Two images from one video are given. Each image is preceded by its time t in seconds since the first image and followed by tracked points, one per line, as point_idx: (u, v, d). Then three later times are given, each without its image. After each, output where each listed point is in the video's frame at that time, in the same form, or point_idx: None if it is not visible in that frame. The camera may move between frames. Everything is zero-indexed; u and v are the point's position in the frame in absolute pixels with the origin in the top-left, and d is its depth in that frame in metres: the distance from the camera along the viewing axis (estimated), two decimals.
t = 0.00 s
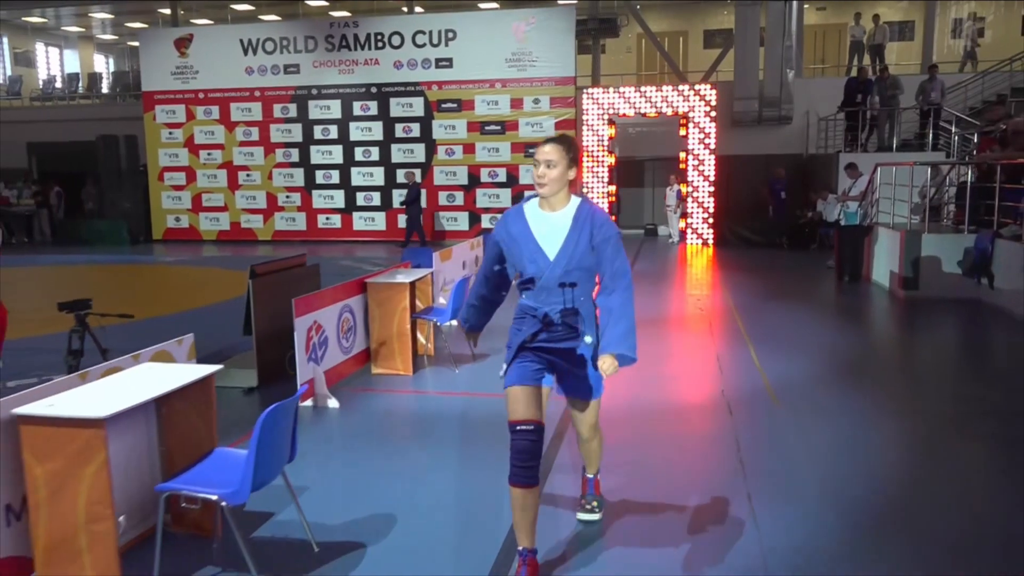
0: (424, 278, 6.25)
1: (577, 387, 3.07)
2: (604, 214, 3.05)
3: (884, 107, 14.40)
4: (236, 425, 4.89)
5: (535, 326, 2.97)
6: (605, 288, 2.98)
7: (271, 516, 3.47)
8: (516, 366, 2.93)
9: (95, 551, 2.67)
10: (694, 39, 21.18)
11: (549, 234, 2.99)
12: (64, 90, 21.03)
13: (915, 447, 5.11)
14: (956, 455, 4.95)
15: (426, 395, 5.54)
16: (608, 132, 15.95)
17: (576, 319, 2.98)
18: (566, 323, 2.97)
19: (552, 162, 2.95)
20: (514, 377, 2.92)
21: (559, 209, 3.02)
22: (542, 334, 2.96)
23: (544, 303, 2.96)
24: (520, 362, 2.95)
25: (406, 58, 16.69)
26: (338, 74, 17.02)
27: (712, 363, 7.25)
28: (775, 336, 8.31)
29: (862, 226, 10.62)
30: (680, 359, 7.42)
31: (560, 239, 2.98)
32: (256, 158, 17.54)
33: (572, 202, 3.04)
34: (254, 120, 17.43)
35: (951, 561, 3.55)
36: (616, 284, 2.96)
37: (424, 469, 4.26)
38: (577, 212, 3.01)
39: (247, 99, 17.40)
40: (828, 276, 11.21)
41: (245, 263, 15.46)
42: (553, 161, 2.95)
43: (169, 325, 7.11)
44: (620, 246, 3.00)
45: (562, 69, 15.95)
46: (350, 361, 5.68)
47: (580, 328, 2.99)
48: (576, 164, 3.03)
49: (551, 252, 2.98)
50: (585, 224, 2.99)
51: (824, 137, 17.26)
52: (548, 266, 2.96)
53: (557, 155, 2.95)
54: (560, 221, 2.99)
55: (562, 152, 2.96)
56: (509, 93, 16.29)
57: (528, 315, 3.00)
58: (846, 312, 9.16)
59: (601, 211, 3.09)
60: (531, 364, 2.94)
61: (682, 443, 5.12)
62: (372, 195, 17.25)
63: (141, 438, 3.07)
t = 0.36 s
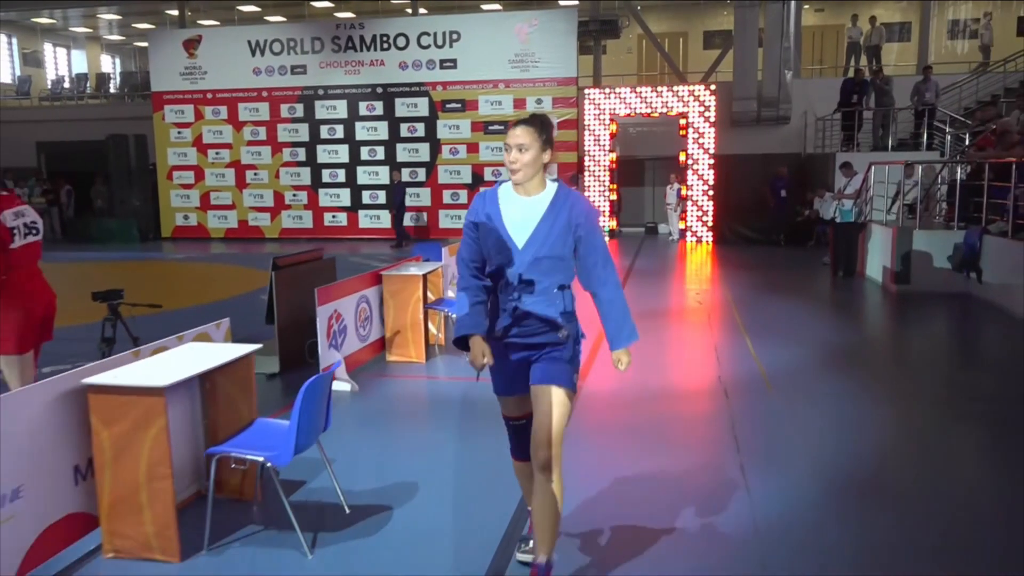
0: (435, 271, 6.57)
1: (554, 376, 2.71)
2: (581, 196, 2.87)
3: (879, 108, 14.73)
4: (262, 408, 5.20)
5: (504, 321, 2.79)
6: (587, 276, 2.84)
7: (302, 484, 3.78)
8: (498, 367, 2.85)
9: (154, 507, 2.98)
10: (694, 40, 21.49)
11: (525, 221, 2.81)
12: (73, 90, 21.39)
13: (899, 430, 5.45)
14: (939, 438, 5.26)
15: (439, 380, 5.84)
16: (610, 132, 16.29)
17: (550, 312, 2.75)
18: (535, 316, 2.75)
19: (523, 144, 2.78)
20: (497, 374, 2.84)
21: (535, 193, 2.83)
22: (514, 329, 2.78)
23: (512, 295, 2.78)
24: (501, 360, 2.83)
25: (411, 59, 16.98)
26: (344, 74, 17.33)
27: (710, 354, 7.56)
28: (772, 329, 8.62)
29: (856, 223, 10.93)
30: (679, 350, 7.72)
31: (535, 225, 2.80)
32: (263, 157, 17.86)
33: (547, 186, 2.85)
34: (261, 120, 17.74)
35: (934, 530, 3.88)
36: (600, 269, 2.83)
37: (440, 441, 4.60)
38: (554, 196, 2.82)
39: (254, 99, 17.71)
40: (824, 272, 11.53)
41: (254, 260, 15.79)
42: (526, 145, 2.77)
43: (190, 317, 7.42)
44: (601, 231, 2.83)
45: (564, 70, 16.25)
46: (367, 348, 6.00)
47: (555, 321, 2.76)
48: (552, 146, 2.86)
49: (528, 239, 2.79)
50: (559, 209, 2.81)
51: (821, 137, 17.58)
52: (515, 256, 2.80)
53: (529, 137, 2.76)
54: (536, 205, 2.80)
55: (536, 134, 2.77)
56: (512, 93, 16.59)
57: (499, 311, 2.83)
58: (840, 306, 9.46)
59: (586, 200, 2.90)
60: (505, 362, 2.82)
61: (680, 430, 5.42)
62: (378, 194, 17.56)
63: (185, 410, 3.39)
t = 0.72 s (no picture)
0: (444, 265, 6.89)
1: (531, 402, 2.62)
2: (567, 201, 2.72)
3: (872, 108, 15.07)
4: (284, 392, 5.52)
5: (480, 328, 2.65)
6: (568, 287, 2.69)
7: (329, 457, 4.10)
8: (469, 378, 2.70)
9: (204, 472, 3.31)
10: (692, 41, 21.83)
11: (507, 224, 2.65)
12: (78, 90, 21.70)
13: (883, 412, 5.79)
14: (920, 420, 5.60)
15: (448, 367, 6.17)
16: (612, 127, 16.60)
17: (527, 319, 2.62)
18: (512, 323, 2.61)
19: (511, 143, 2.62)
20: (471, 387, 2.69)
21: (516, 194, 2.68)
22: (491, 338, 2.64)
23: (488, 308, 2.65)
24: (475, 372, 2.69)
25: (414, 60, 17.29)
26: (348, 75, 17.64)
27: (706, 343, 7.89)
28: (765, 320, 8.98)
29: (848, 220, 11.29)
30: (677, 340, 8.03)
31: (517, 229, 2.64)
32: (268, 156, 18.18)
33: (533, 187, 2.70)
34: (266, 120, 18.05)
35: (917, 497, 4.20)
36: (577, 277, 2.66)
37: (445, 421, 4.93)
38: (538, 200, 2.67)
39: (259, 100, 18.02)
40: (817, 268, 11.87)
41: (260, 257, 16.12)
42: (511, 143, 2.63)
43: (207, 310, 7.74)
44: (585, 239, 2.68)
45: (564, 70, 16.53)
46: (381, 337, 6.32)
47: (533, 328, 2.61)
48: (542, 143, 2.72)
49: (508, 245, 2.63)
50: (542, 210, 2.66)
51: (817, 136, 17.91)
52: (491, 260, 2.65)
53: (517, 133, 2.62)
54: (517, 208, 2.65)
55: (522, 132, 2.62)
56: (512, 94, 16.92)
57: (478, 317, 2.69)
58: (832, 299, 9.81)
59: (573, 207, 2.73)
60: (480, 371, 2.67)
61: (677, 413, 5.75)
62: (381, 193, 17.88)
63: (227, 388, 3.71)
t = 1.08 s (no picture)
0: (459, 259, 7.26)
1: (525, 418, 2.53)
2: (561, 208, 2.51)
3: (870, 108, 15.41)
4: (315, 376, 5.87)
5: (479, 346, 2.44)
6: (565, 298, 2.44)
7: (361, 432, 4.43)
8: (452, 398, 2.44)
9: (262, 437, 3.67)
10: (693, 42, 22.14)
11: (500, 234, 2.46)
12: (88, 91, 22.04)
13: (875, 392, 6.14)
14: (911, 399, 5.95)
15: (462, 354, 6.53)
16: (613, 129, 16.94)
17: (527, 336, 2.43)
18: (512, 340, 2.42)
19: (497, 148, 2.42)
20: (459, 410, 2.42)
21: (506, 204, 2.49)
22: (487, 354, 2.43)
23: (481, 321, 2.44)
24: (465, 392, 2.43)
25: (421, 61, 17.65)
26: (356, 76, 18.01)
27: (709, 332, 8.25)
28: (765, 312, 9.33)
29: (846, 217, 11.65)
30: (680, 330, 8.39)
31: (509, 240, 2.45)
32: (278, 156, 18.54)
33: (521, 196, 2.51)
34: (276, 120, 18.41)
35: (907, 465, 4.55)
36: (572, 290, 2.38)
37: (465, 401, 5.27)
38: (529, 207, 2.47)
39: (269, 100, 18.38)
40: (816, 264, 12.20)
41: (271, 254, 16.46)
42: (497, 149, 2.43)
43: (232, 302, 8.08)
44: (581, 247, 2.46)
45: (570, 72, 16.96)
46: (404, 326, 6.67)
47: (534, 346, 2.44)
48: (527, 151, 2.52)
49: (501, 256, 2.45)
50: (541, 219, 2.46)
51: (816, 136, 18.18)
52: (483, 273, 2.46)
53: (502, 137, 2.42)
54: (508, 217, 2.46)
55: (509, 137, 2.43)
56: (518, 94, 17.27)
57: (469, 331, 2.47)
58: (830, 293, 10.15)
59: (566, 215, 2.51)
60: (472, 389, 2.43)
61: (681, 393, 6.10)
62: (389, 191, 18.23)
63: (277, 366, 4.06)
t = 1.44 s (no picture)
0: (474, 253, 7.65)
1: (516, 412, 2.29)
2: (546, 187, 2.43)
3: (868, 109, 15.79)
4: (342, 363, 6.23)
5: (459, 336, 2.32)
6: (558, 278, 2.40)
7: (397, 407, 4.85)
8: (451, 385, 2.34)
9: (311, 407, 4.06)
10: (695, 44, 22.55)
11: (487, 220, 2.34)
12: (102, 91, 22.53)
13: (863, 375, 6.57)
14: (904, 384, 6.31)
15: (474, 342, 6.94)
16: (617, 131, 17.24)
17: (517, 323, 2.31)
18: (495, 324, 2.30)
19: (483, 130, 2.32)
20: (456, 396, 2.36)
21: (492, 185, 2.37)
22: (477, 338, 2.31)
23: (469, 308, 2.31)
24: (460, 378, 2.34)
25: (429, 63, 18.04)
26: (366, 78, 18.41)
27: (711, 323, 8.63)
28: (767, 305, 9.69)
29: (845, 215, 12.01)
30: (684, 320, 8.77)
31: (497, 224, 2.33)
32: (289, 155, 18.92)
33: (506, 177, 2.39)
34: (287, 120, 18.80)
35: (898, 440, 4.90)
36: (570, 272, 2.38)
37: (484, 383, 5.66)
38: (516, 188, 2.37)
39: (281, 101, 18.78)
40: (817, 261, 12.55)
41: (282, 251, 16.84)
42: (485, 131, 2.32)
43: (257, 296, 8.46)
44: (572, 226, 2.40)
45: (575, 74, 17.39)
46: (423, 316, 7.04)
47: (519, 334, 2.29)
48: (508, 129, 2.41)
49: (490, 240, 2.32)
50: (528, 202, 2.36)
51: (817, 137, 18.54)
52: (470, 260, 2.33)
53: (488, 118, 2.32)
54: (495, 199, 2.35)
55: (494, 120, 2.33)
56: (524, 95, 17.65)
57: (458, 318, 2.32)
58: (829, 288, 10.50)
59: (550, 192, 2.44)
60: (463, 373, 2.33)
61: (686, 377, 6.45)
62: (398, 190, 18.58)
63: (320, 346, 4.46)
